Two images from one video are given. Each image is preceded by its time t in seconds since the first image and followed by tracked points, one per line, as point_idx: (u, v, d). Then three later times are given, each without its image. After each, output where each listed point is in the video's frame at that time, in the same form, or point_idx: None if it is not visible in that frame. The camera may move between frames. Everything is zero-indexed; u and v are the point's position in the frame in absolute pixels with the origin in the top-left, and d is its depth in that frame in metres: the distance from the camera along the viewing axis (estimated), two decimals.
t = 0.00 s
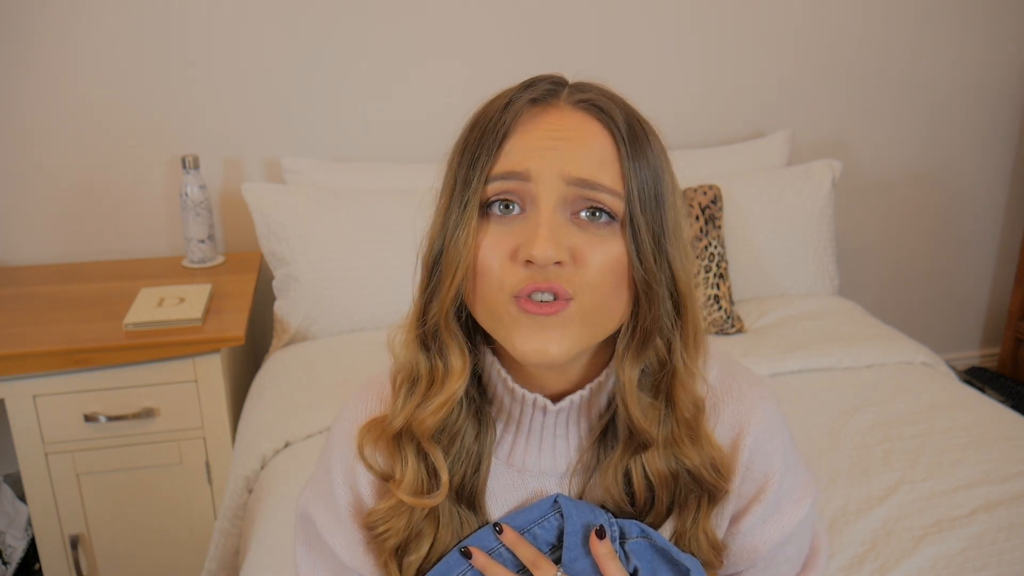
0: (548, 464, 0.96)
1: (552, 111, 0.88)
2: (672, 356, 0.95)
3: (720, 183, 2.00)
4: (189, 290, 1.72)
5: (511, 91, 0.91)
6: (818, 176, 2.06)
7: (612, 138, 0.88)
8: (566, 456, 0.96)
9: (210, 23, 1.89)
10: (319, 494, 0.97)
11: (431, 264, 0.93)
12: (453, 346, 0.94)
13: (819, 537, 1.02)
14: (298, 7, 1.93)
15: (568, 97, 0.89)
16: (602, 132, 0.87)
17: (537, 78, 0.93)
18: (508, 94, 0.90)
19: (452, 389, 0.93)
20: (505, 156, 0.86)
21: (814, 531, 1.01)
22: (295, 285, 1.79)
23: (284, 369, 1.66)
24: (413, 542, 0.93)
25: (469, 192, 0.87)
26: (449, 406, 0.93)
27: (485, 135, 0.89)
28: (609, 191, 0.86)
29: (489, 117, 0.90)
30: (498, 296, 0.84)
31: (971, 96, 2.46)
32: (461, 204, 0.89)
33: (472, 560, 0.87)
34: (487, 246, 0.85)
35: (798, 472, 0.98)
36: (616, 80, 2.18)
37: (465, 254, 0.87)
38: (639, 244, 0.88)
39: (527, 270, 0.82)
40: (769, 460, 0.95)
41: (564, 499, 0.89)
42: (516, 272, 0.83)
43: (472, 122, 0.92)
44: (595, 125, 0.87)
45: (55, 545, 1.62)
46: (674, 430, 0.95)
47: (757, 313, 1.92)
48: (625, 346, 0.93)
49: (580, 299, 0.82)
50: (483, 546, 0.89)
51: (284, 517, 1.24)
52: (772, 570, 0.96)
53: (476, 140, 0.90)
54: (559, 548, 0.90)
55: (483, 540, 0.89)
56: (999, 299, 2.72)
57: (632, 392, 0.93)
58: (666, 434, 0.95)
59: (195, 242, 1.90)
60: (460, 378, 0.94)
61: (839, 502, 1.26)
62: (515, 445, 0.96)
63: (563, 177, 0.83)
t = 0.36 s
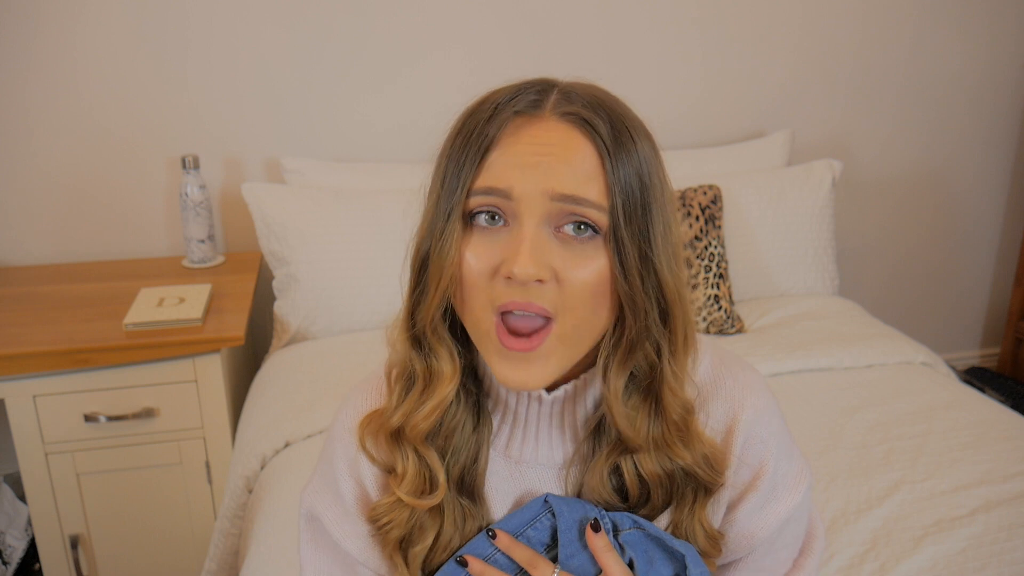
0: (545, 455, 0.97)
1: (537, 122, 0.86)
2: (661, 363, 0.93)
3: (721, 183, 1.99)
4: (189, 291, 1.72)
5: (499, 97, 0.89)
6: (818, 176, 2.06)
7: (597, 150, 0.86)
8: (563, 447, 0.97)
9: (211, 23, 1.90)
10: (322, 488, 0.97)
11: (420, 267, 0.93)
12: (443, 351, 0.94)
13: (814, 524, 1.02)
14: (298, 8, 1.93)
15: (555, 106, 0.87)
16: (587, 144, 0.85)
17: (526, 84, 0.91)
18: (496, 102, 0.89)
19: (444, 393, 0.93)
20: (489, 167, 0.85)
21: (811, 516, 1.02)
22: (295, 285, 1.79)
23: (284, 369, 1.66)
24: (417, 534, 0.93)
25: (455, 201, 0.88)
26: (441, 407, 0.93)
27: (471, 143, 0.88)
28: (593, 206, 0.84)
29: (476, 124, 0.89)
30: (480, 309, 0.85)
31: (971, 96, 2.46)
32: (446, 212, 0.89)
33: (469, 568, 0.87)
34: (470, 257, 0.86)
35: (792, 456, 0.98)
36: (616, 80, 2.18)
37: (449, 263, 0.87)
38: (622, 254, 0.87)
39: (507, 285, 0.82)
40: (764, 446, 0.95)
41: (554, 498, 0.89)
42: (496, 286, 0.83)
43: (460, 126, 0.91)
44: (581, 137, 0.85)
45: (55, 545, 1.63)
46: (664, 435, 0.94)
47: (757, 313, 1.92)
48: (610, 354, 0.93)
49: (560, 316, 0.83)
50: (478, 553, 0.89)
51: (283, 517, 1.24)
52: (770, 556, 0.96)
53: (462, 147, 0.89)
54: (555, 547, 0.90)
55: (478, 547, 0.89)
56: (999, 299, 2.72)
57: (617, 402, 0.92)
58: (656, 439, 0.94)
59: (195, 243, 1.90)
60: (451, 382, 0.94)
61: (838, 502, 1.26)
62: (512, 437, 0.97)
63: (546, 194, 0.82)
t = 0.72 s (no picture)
0: (548, 455, 0.97)
1: (534, 128, 0.86)
2: (668, 358, 0.95)
3: (721, 183, 1.99)
4: (189, 291, 1.72)
5: (492, 106, 0.89)
6: (818, 176, 2.06)
7: (597, 148, 0.86)
8: (564, 448, 0.97)
9: (210, 23, 1.90)
10: (319, 480, 0.97)
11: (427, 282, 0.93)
12: (453, 370, 0.94)
13: (814, 531, 1.02)
14: (297, 7, 1.93)
15: (550, 110, 0.88)
16: (587, 145, 0.86)
17: (519, 90, 0.91)
18: (491, 111, 0.89)
19: (452, 411, 0.93)
20: (492, 177, 0.85)
21: (811, 523, 1.01)
22: (295, 285, 1.79)
23: (284, 369, 1.66)
24: (411, 536, 0.93)
25: (460, 215, 0.87)
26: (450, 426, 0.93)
27: (470, 154, 0.88)
28: (599, 204, 0.85)
29: (472, 136, 0.88)
30: (498, 319, 0.84)
31: (971, 95, 2.46)
32: (451, 227, 0.88)
33: (468, 562, 0.86)
34: (483, 268, 0.86)
35: (795, 464, 0.98)
36: (616, 80, 2.18)
37: (461, 276, 0.87)
38: (631, 251, 0.88)
39: (525, 293, 0.82)
40: (766, 452, 0.95)
41: (556, 495, 0.89)
42: (513, 296, 0.83)
43: (455, 138, 0.91)
44: (579, 138, 0.86)
45: (55, 545, 1.63)
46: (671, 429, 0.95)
47: (757, 313, 1.92)
48: (619, 351, 0.94)
49: (580, 318, 0.84)
50: (478, 547, 0.88)
51: (283, 517, 1.24)
52: (770, 563, 0.96)
53: (461, 159, 0.88)
54: (554, 545, 0.90)
55: (479, 541, 0.89)
56: (999, 299, 2.72)
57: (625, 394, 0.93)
58: (661, 432, 0.96)
59: (195, 242, 1.90)
60: (458, 403, 0.93)
61: (838, 502, 1.26)
62: (515, 436, 0.97)
63: (553, 198, 0.82)
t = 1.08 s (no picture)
0: (552, 460, 0.96)
1: (533, 117, 0.86)
2: (667, 352, 0.95)
3: (721, 183, 1.99)
4: (189, 291, 1.72)
5: (491, 95, 0.89)
6: (818, 176, 2.06)
7: (595, 139, 0.86)
8: (569, 452, 0.96)
9: (210, 23, 1.90)
10: (318, 487, 0.96)
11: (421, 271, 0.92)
12: (444, 356, 0.94)
13: (817, 526, 1.02)
14: (297, 7, 1.93)
15: (549, 100, 0.88)
16: (585, 134, 0.86)
17: (518, 80, 0.91)
18: (490, 99, 0.89)
19: (444, 396, 0.93)
20: (489, 165, 0.86)
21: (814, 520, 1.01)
22: (295, 285, 1.79)
23: (285, 369, 1.66)
24: (415, 537, 0.93)
25: (456, 202, 0.87)
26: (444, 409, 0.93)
27: (468, 141, 0.88)
28: (596, 195, 0.85)
29: (470, 124, 0.89)
30: (491, 305, 0.85)
31: (971, 95, 2.46)
32: (447, 214, 0.88)
33: (478, 570, 0.87)
34: (477, 255, 0.86)
35: (798, 460, 0.98)
36: (615, 79, 2.18)
37: (456, 263, 0.87)
38: (627, 242, 0.88)
39: (518, 279, 0.82)
40: (770, 449, 0.94)
41: (562, 499, 0.88)
42: (507, 282, 0.83)
43: (454, 126, 0.91)
44: (577, 128, 0.86)
45: (55, 545, 1.63)
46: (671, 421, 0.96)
47: (757, 313, 1.92)
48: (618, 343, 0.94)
49: (572, 305, 0.83)
50: (487, 555, 0.88)
51: (283, 518, 1.24)
52: (775, 560, 0.96)
53: (458, 148, 0.89)
54: (563, 548, 0.91)
55: (486, 548, 0.88)
56: (999, 299, 2.72)
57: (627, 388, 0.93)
58: (663, 426, 0.96)
59: (195, 243, 1.90)
60: (450, 387, 0.94)
61: (838, 502, 1.26)
62: (518, 439, 0.96)
63: (549, 187, 0.83)
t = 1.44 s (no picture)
0: (554, 463, 0.96)
1: (545, 109, 0.87)
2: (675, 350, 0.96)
3: (721, 183, 1.99)
4: (189, 291, 1.72)
5: (501, 91, 0.89)
6: (818, 176, 2.06)
7: (607, 132, 0.87)
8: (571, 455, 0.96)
9: (210, 23, 1.90)
10: (318, 489, 0.97)
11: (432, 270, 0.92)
12: (455, 355, 0.93)
13: (824, 528, 1.02)
14: (297, 7, 1.93)
15: (561, 94, 0.89)
16: (599, 128, 0.87)
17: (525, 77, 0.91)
18: (499, 95, 0.89)
19: (452, 396, 0.93)
20: (503, 158, 0.85)
21: (821, 522, 1.01)
22: (295, 285, 1.79)
23: (285, 369, 1.66)
24: (415, 542, 0.93)
25: (469, 197, 0.87)
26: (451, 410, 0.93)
27: (481, 136, 0.87)
28: (610, 186, 0.86)
29: (482, 119, 0.88)
30: (506, 305, 0.84)
31: (971, 95, 2.46)
32: (461, 209, 0.88)
33: None
34: (491, 252, 0.85)
35: (803, 463, 0.98)
36: (615, 79, 2.18)
37: (468, 260, 0.86)
38: (641, 234, 0.88)
39: (536, 271, 0.82)
40: (776, 453, 0.95)
41: (568, 503, 0.88)
42: (524, 276, 0.83)
43: (466, 122, 0.91)
44: (590, 120, 0.87)
45: (55, 545, 1.63)
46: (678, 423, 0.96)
47: (757, 313, 1.92)
48: (629, 339, 0.94)
49: (591, 305, 0.84)
50: (493, 559, 0.89)
51: (283, 517, 1.24)
52: (782, 563, 0.96)
53: (471, 143, 0.88)
54: (568, 551, 0.90)
55: (492, 552, 0.89)
56: (999, 299, 2.72)
57: (638, 386, 0.94)
58: (671, 426, 0.96)
59: (195, 243, 1.90)
60: (461, 387, 0.93)
61: (839, 502, 1.26)
62: (522, 442, 0.96)
63: (565, 178, 0.83)
